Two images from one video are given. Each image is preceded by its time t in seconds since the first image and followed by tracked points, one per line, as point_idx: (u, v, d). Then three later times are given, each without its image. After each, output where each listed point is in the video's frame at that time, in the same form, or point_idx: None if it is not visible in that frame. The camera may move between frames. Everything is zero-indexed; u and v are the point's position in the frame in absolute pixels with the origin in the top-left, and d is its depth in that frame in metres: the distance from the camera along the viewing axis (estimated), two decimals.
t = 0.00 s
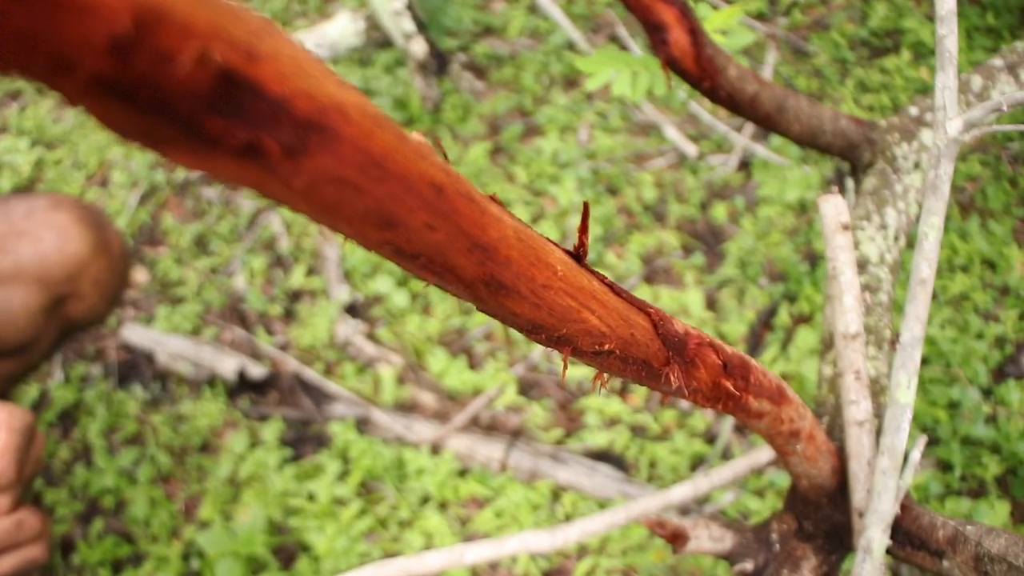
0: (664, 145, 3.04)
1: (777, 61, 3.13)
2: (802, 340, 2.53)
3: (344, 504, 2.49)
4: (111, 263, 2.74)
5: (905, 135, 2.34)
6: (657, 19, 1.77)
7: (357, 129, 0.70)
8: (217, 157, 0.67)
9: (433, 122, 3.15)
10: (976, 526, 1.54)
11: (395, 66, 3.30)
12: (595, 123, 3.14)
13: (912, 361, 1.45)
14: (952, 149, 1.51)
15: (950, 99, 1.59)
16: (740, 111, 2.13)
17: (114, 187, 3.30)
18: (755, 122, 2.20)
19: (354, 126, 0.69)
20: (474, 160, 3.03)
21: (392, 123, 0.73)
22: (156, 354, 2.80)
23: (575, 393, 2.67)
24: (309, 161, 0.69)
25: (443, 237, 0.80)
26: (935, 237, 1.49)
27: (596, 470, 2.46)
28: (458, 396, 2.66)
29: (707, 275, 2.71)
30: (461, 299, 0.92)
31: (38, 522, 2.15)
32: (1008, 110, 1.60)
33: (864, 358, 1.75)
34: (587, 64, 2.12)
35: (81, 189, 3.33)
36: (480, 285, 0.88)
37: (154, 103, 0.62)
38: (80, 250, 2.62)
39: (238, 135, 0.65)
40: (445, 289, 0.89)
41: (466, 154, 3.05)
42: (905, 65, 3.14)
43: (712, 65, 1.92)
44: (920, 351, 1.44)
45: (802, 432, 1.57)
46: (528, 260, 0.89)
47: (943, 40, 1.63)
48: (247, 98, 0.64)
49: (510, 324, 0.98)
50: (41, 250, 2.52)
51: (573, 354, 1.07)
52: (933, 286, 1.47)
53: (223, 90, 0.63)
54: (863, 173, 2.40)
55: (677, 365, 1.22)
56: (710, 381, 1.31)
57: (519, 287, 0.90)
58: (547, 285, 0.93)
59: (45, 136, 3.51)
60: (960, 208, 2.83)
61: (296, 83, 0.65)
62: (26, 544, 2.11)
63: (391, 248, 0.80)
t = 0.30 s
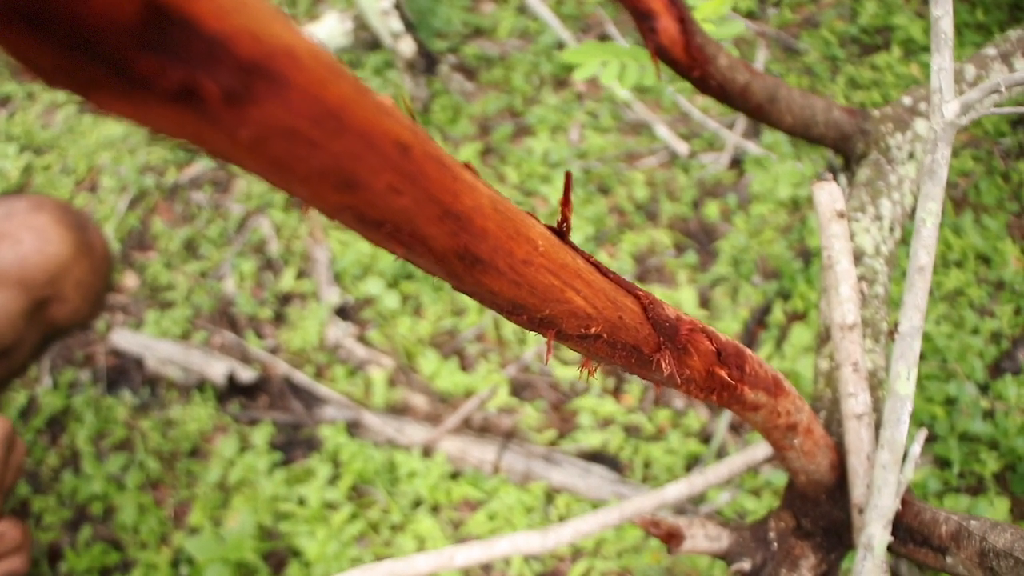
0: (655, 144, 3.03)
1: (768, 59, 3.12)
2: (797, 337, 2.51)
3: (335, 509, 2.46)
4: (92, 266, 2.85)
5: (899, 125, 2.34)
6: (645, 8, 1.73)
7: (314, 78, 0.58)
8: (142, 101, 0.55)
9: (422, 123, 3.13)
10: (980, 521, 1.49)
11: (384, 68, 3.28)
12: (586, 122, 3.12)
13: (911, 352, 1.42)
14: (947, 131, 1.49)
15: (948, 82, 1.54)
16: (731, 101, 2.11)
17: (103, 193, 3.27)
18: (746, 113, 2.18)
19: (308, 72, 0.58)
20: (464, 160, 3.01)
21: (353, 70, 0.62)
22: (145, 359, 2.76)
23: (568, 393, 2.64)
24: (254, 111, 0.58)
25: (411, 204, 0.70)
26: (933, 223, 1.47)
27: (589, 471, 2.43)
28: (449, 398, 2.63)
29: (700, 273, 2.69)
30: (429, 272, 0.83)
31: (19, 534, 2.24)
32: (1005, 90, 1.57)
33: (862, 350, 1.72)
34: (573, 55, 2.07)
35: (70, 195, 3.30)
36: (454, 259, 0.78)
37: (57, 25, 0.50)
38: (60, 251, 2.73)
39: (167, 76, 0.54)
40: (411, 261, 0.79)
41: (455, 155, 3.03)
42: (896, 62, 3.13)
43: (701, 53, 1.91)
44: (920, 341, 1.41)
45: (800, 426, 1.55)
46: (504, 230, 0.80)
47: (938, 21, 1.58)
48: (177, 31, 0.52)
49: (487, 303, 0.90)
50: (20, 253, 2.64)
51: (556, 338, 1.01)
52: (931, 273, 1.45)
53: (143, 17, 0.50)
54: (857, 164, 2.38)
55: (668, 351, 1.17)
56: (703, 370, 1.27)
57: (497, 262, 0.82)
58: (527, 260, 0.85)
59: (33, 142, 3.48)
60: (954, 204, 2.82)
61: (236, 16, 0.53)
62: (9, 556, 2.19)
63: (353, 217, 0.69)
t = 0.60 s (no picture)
0: (648, 143, 3.01)
1: (760, 57, 3.11)
2: (792, 335, 2.49)
3: (327, 513, 2.43)
4: (79, 271, 2.82)
5: (893, 117, 2.32)
6: None
7: (263, 26, 0.55)
8: (78, 47, 0.52)
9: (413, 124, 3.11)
10: (981, 515, 1.47)
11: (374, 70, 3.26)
12: (578, 122, 3.10)
13: (909, 343, 1.40)
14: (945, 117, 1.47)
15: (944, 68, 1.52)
16: (722, 92, 2.11)
17: (92, 197, 3.24)
18: (738, 105, 2.20)
19: (257, 20, 0.54)
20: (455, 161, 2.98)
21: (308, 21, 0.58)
22: (135, 364, 2.74)
23: (561, 394, 2.62)
24: (199, 60, 0.54)
25: (375, 168, 0.66)
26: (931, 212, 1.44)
27: (584, 473, 2.39)
28: (442, 400, 2.60)
29: (694, 272, 2.67)
30: (401, 245, 0.80)
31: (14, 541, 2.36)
32: (1003, 72, 1.54)
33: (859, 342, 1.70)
34: (561, 46, 2.06)
35: (58, 199, 3.26)
36: (425, 231, 0.75)
37: None
38: (45, 254, 2.69)
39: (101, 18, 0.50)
40: (380, 234, 0.76)
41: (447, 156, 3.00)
42: (889, 59, 3.12)
43: (692, 44, 1.90)
44: (918, 332, 1.39)
45: (796, 420, 1.53)
46: (479, 201, 0.77)
47: (933, 4, 1.58)
48: None
49: (464, 281, 0.87)
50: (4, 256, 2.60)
51: (540, 321, 0.99)
52: (929, 262, 1.43)
53: None
54: (850, 157, 2.38)
55: (658, 337, 1.14)
56: (694, 359, 1.25)
57: (471, 236, 0.79)
58: (504, 236, 0.82)
59: (21, 147, 3.45)
60: (949, 200, 2.80)
61: None
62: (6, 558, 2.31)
63: (314, 182, 0.66)
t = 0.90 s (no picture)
0: (643, 141, 2.98)
1: (756, 52, 3.09)
2: (790, 333, 2.45)
3: (319, 517, 2.39)
4: (66, 273, 2.76)
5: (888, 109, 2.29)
6: None
7: None
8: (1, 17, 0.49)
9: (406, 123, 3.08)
10: (980, 512, 1.44)
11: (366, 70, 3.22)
12: (572, 121, 3.07)
13: (905, 336, 1.36)
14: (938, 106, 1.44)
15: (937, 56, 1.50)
16: (714, 85, 2.08)
17: (82, 201, 3.20)
18: (730, 98, 2.17)
19: None
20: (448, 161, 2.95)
21: None
22: (125, 368, 2.68)
23: (557, 395, 2.58)
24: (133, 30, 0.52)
25: (330, 148, 0.64)
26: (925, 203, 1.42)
27: (580, 474, 2.36)
28: (435, 402, 2.57)
29: (690, 270, 2.64)
30: (365, 231, 0.77)
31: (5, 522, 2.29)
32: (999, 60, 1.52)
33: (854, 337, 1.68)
34: (552, 40, 2.01)
35: (47, 203, 3.22)
36: (388, 215, 0.72)
37: None
38: (30, 257, 2.62)
39: None
40: (342, 218, 0.73)
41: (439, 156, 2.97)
42: (886, 55, 3.09)
43: (683, 36, 1.87)
44: (915, 325, 1.35)
45: (790, 416, 1.50)
46: (445, 185, 0.74)
47: None
48: None
49: (434, 269, 0.84)
50: None
51: (518, 312, 0.96)
52: (925, 254, 1.40)
53: None
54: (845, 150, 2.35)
55: (642, 329, 1.11)
56: (681, 353, 1.22)
57: (439, 221, 0.76)
58: (474, 222, 0.79)
59: (10, 150, 3.42)
60: (947, 195, 2.77)
61: None
62: None
63: (266, 162, 0.63)
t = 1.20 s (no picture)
0: (638, 138, 2.95)
1: (751, 48, 3.08)
2: (788, 331, 2.43)
3: (313, 521, 2.36)
4: (55, 275, 2.74)
5: (884, 104, 2.27)
6: None
7: None
8: None
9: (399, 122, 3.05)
10: (979, 510, 1.41)
11: (358, 68, 3.20)
12: (567, 119, 3.04)
13: (901, 332, 1.34)
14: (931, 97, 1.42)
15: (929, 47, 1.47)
16: (707, 80, 2.06)
17: (73, 203, 3.17)
18: (724, 93, 2.15)
19: None
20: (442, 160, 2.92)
21: None
22: (117, 372, 2.63)
23: (553, 396, 2.55)
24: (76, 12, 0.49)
25: (292, 136, 0.61)
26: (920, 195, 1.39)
27: (576, 476, 2.33)
28: (430, 404, 2.54)
29: (686, 268, 2.61)
30: (335, 223, 0.74)
31: None
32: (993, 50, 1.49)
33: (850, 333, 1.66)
34: (542, 35, 1.99)
35: (38, 206, 3.19)
36: (356, 206, 0.70)
37: None
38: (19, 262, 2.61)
39: None
40: (310, 210, 0.70)
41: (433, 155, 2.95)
42: (882, 49, 3.07)
43: (675, 31, 1.85)
44: (911, 320, 1.33)
45: (784, 414, 1.47)
46: (416, 174, 0.71)
47: None
48: None
49: (408, 263, 0.81)
50: None
51: (496, 307, 0.93)
52: (919, 248, 1.37)
53: None
54: (841, 145, 2.32)
55: (628, 325, 1.08)
56: (670, 349, 1.19)
57: (410, 213, 0.73)
58: (448, 213, 0.77)
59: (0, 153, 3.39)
60: (945, 191, 2.75)
61: None
62: None
63: (225, 150, 0.61)
